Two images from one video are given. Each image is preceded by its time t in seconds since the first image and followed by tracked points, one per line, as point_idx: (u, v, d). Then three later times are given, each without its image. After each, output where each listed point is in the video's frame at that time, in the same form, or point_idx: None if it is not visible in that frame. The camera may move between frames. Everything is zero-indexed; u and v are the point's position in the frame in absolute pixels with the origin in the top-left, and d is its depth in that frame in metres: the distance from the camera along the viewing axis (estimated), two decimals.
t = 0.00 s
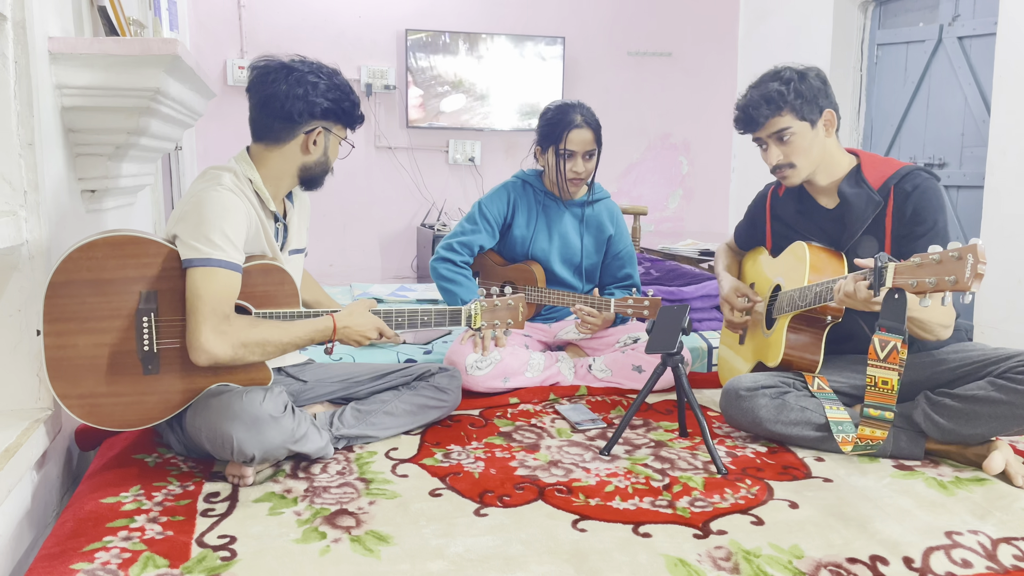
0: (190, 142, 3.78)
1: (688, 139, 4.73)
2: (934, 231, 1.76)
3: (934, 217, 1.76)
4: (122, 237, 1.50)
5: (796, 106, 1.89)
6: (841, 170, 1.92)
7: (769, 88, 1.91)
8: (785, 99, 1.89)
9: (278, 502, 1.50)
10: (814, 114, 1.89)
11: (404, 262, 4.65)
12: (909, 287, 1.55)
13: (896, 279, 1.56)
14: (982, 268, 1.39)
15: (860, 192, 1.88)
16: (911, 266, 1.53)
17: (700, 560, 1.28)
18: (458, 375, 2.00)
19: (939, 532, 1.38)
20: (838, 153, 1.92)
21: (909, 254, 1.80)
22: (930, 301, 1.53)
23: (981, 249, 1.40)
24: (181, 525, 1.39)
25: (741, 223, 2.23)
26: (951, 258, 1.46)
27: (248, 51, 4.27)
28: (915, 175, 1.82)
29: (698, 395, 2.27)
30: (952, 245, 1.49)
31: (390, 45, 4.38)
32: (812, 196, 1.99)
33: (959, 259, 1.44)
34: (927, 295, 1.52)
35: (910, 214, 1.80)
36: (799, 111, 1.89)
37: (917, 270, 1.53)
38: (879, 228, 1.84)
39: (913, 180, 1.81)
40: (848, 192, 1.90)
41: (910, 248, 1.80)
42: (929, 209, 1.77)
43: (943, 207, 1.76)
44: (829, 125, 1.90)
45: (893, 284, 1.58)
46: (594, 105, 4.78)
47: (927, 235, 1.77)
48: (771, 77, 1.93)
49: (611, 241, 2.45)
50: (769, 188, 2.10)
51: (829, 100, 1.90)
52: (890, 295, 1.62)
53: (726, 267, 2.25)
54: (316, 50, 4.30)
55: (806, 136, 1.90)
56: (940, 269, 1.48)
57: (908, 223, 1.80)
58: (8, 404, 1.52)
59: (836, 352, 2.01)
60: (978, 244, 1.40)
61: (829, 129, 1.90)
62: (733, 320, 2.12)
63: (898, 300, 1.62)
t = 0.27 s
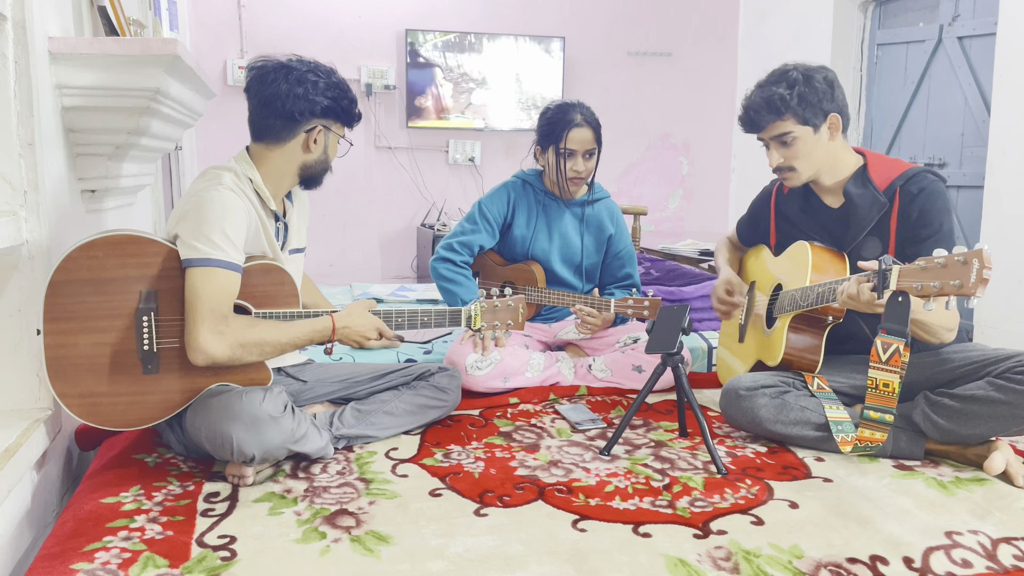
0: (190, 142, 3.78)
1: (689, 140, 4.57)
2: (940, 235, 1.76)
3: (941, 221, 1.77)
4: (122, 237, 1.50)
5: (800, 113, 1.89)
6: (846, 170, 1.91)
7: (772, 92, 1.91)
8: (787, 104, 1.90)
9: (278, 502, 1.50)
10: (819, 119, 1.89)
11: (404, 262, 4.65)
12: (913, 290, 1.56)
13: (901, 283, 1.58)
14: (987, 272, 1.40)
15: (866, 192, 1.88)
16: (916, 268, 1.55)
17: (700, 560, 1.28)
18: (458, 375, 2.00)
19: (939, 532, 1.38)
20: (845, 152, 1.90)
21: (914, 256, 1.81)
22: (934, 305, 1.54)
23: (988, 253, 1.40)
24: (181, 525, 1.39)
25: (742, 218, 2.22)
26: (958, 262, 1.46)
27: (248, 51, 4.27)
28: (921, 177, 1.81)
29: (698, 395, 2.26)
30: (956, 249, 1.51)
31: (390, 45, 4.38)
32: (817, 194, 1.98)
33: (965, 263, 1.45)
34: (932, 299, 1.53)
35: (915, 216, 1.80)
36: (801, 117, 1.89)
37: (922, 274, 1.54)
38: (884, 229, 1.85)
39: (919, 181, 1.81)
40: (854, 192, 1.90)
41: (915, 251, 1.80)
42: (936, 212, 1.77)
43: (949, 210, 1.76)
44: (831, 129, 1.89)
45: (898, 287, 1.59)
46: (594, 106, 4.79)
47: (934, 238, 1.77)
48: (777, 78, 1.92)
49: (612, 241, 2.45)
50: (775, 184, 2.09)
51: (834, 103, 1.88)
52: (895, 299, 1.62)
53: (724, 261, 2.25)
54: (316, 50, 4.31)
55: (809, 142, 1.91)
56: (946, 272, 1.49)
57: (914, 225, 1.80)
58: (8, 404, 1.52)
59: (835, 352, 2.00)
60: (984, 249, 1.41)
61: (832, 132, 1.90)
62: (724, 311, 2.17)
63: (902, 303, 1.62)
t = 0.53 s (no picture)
0: (190, 142, 3.79)
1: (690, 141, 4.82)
2: (949, 240, 1.76)
3: (950, 226, 1.76)
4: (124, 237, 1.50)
5: (807, 112, 1.88)
6: (856, 168, 1.90)
7: (780, 90, 1.90)
8: (794, 103, 1.88)
9: (278, 501, 1.49)
10: (827, 119, 1.88)
11: (404, 262, 4.65)
12: (925, 292, 1.55)
13: (912, 283, 1.57)
14: (1000, 274, 1.41)
15: (876, 193, 1.87)
16: (929, 269, 1.54)
17: (700, 560, 1.28)
18: (458, 375, 2.00)
19: (939, 532, 1.38)
20: (851, 152, 1.90)
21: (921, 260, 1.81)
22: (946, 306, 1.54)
23: (1002, 256, 1.41)
24: (181, 525, 1.39)
25: (740, 207, 2.24)
26: (971, 264, 1.47)
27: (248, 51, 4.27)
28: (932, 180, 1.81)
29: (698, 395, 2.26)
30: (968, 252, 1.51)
31: (390, 45, 4.38)
32: (827, 194, 1.98)
33: (979, 265, 1.45)
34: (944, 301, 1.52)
35: (925, 220, 1.80)
36: (810, 116, 1.88)
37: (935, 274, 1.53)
38: (891, 231, 1.85)
39: (929, 185, 1.80)
40: (864, 191, 1.90)
41: (921, 255, 1.80)
42: (945, 217, 1.77)
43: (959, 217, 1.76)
44: (841, 130, 1.88)
45: (907, 288, 1.58)
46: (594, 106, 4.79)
47: (941, 243, 1.77)
48: (789, 73, 1.90)
49: (612, 241, 2.45)
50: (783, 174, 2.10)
51: (843, 102, 1.87)
52: (905, 300, 1.61)
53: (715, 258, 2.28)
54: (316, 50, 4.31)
55: (814, 141, 1.90)
56: (958, 275, 1.49)
57: (921, 229, 1.80)
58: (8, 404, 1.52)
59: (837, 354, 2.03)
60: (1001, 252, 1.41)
61: (841, 133, 1.88)
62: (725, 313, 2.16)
63: (913, 304, 1.60)
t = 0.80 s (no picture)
0: (190, 142, 3.78)
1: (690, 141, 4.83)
2: (952, 242, 1.76)
3: (953, 229, 1.76)
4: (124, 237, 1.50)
5: (805, 108, 1.88)
6: (858, 169, 1.90)
7: (783, 84, 1.91)
8: (794, 99, 1.89)
9: (278, 502, 1.50)
10: (827, 118, 1.88)
11: (404, 262, 4.65)
12: (948, 301, 1.57)
13: (933, 293, 1.58)
14: None
15: (879, 194, 1.87)
16: (951, 281, 1.55)
17: (700, 560, 1.28)
18: (458, 375, 2.00)
19: (939, 533, 1.38)
20: (852, 152, 1.90)
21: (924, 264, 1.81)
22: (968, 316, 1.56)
23: None
24: (181, 525, 1.39)
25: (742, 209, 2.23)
26: (998, 278, 1.48)
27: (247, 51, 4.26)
28: (936, 183, 1.80)
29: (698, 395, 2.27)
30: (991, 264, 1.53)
31: (390, 45, 4.38)
32: (828, 190, 1.98)
33: (1008, 279, 1.46)
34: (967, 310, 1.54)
35: (930, 224, 1.79)
36: (809, 113, 1.88)
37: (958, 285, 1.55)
38: (894, 233, 1.85)
39: (935, 187, 1.80)
40: (867, 193, 1.89)
41: (925, 259, 1.81)
42: (949, 220, 1.77)
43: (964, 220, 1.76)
44: (840, 130, 1.88)
45: (928, 297, 1.59)
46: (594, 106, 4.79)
47: (946, 247, 1.77)
48: (798, 67, 1.90)
49: (612, 241, 2.45)
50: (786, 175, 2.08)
51: (844, 101, 1.86)
52: (925, 309, 1.62)
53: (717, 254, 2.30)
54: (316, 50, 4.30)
55: (808, 138, 1.91)
56: (983, 287, 1.50)
57: (925, 233, 1.80)
58: (8, 404, 1.52)
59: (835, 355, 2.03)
60: None
61: (840, 133, 1.89)
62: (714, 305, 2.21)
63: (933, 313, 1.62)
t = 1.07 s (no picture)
0: (190, 142, 3.78)
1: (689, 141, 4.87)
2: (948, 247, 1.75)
3: (951, 233, 1.75)
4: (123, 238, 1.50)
5: (797, 116, 1.87)
6: (854, 171, 1.90)
7: (772, 93, 1.89)
8: (786, 108, 1.87)
9: (278, 502, 1.50)
10: (821, 123, 1.86)
11: (404, 262, 4.65)
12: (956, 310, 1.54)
13: (939, 301, 1.56)
14: None
15: (876, 196, 1.86)
16: (958, 290, 1.53)
17: (700, 560, 1.28)
18: (458, 375, 2.00)
19: (939, 533, 1.38)
20: (849, 154, 1.89)
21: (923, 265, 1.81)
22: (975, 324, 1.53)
23: None
24: (181, 525, 1.39)
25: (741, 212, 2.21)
26: (1009, 288, 1.45)
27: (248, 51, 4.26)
28: (933, 183, 1.80)
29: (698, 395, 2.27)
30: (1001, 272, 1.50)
31: (390, 45, 4.38)
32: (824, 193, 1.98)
33: (1017, 288, 1.43)
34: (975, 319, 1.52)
35: (928, 225, 1.79)
36: (803, 121, 1.87)
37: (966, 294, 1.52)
38: (893, 235, 1.85)
39: (931, 188, 1.80)
40: (863, 195, 1.88)
41: (924, 262, 1.80)
42: (947, 223, 1.76)
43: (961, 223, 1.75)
44: (835, 134, 1.87)
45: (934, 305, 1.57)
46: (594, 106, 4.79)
47: (942, 252, 1.76)
48: (785, 75, 1.89)
49: (612, 241, 2.44)
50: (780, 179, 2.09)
51: (835, 105, 1.86)
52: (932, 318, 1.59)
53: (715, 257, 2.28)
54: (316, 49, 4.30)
55: (805, 147, 1.89)
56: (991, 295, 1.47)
57: (922, 235, 1.80)
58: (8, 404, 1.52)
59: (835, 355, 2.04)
60: None
61: (836, 137, 1.87)
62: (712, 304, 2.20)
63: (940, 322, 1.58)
